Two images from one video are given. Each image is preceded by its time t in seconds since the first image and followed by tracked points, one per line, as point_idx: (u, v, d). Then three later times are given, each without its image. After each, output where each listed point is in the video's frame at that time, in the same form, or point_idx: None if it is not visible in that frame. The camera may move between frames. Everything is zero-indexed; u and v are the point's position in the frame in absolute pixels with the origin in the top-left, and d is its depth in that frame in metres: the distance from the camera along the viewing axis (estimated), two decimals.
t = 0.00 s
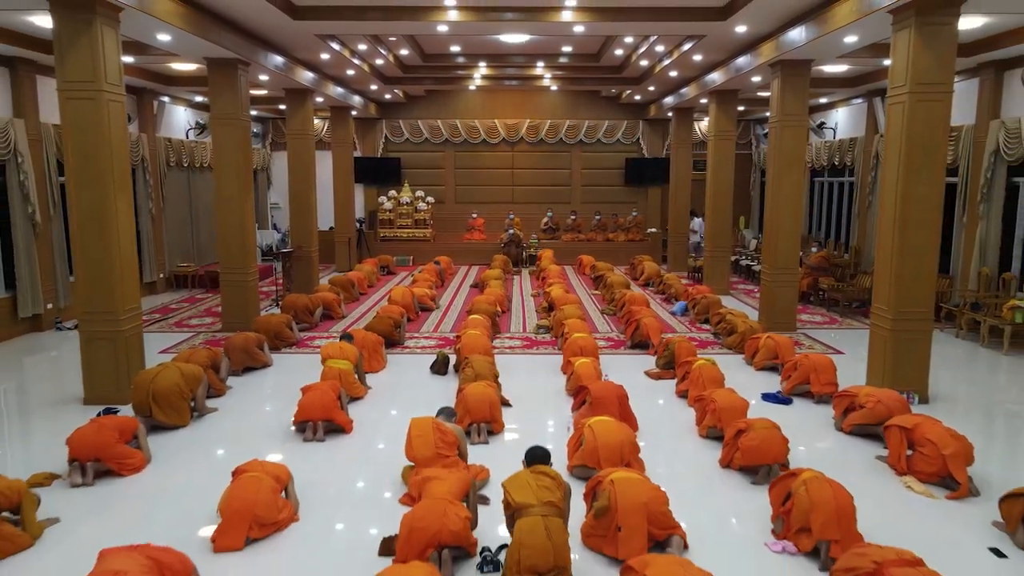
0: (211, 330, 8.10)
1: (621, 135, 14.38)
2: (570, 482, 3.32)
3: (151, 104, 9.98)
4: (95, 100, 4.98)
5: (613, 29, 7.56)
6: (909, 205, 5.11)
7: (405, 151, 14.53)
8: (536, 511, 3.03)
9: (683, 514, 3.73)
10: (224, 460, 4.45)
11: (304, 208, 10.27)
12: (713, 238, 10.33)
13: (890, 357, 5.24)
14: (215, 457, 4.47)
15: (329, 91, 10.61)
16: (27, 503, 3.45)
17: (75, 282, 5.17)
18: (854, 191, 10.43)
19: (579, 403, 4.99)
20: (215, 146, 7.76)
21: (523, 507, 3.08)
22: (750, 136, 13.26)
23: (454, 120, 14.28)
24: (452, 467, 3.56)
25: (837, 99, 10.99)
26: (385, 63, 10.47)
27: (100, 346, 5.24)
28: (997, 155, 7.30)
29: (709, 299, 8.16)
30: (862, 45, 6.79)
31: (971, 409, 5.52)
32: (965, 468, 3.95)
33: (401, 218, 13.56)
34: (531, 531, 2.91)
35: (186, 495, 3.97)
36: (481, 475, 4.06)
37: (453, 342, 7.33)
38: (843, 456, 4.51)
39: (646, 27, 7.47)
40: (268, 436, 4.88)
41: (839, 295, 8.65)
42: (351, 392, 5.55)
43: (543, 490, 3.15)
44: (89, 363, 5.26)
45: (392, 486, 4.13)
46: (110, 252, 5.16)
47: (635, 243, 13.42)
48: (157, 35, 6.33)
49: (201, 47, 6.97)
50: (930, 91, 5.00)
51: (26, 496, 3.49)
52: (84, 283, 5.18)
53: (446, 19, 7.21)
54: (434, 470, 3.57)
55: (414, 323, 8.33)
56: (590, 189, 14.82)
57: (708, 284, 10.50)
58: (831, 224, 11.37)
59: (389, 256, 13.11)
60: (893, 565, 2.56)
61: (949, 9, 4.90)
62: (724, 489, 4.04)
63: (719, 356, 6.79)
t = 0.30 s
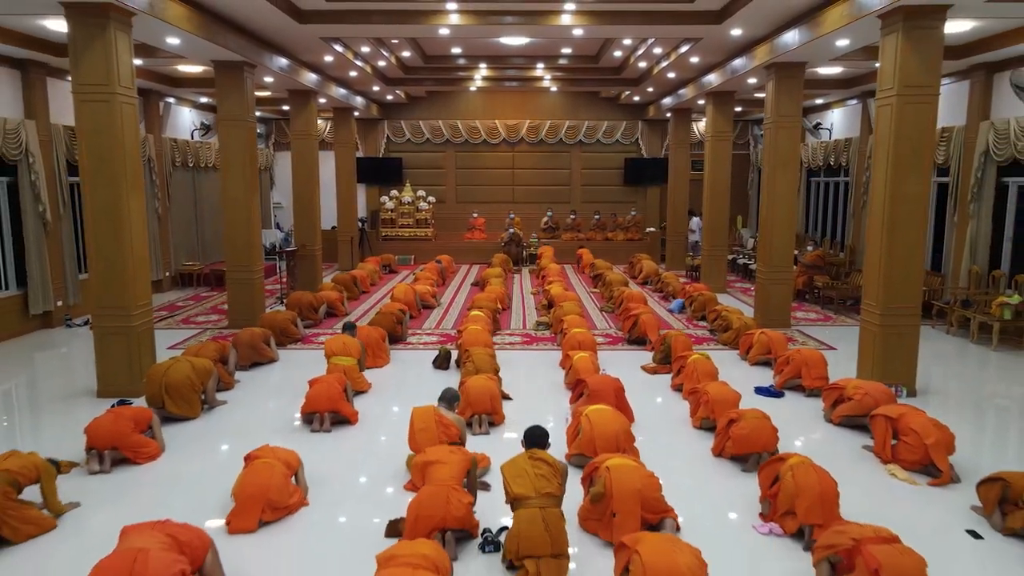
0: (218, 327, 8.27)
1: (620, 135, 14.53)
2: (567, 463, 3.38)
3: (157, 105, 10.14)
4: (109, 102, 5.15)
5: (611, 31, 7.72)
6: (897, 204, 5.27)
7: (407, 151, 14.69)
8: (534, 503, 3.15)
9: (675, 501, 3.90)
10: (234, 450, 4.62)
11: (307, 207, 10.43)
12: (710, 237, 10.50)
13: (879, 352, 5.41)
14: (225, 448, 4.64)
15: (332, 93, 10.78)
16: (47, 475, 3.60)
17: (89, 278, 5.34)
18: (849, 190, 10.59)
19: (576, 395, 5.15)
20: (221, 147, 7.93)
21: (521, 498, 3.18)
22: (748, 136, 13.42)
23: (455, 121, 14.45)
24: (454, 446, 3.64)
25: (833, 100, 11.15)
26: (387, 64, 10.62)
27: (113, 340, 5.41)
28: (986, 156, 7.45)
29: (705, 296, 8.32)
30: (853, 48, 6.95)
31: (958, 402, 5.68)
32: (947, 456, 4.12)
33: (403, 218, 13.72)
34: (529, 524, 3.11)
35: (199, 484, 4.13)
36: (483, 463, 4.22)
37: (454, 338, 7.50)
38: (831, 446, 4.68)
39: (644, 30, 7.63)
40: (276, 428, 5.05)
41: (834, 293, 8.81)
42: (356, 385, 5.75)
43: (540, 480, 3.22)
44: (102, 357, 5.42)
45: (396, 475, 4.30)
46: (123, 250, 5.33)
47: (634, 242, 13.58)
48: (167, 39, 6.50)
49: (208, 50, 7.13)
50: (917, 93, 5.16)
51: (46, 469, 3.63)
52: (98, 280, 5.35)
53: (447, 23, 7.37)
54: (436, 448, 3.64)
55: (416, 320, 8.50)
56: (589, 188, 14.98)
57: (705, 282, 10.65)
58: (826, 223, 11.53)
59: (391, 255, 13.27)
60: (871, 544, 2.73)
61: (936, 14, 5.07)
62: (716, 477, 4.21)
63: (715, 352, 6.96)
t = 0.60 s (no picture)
0: (224, 323, 8.45)
1: (619, 136, 14.69)
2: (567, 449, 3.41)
3: (163, 106, 10.30)
4: (122, 104, 5.32)
5: (609, 34, 7.88)
6: (886, 203, 5.44)
7: (408, 151, 14.85)
8: (532, 500, 3.31)
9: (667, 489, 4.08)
10: (244, 441, 4.79)
11: (311, 207, 10.60)
12: (707, 236, 10.67)
13: (868, 347, 5.57)
14: (235, 439, 4.80)
15: (335, 94, 10.94)
16: (59, 454, 3.68)
17: (103, 273, 5.50)
18: (844, 191, 10.76)
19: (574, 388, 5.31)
20: (228, 147, 8.10)
21: (519, 495, 3.31)
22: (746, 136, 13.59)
23: (457, 121, 14.63)
24: (454, 427, 3.68)
25: (829, 102, 11.32)
26: (389, 66, 10.78)
27: (125, 335, 5.57)
28: (977, 156, 7.61)
29: (702, 293, 8.48)
30: (846, 51, 7.12)
31: (946, 396, 5.84)
32: (930, 445, 4.30)
33: (404, 217, 13.89)
34: (528, 522, 3.29)
35: (211, 472, 4.30)
36: (484, 451, 4.38)
37: (456, 335, 7.67)
38: (820, 438, 4.84)
39: (641, 33, 7.80)
40: (284, 420, 5.22)
41: (828, 290, 8.98)
42: (361, 379, 5.97)
43: (538, 477, 3.31)
44: (115, 351, 5.59)
45: (401, 464, 4.47)
46: (135, 247, 5.50)
47: (633, 241, 13.74)
48: (176, 42, 6.67)
49: (216, 53, 7.30)
50: (904, 96, 5.33)
51: (60, 448, 3.71)
52: (111, 276, 5.52)
53: (449, 26, 7.54)
54: (436, 428, 3.70)
55: (418, 317, 8.68)
56: (589, 189, 15.15)
57: (703, 280, 10.82)
58: (822, 222, 11.69)
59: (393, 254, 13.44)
60: (856, 523, 2.89)
61: (923, 19, 5.24)
62: (709, 467, 4.40)
63: (710, 348, 7.14)
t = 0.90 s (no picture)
0: (230, 321, 8.62)
1: (618, 136, 14.86)
2: (565, 444, 3.49)
3: (169, 107, 10.48)
4: (134, 107, 5.50)
5: (607, 37, 8.05)
6: (875, 202, 5.61)
7: (410, 151, 15.02)
8: (532, 496, 3.42)
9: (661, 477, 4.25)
10: (253, 433, 4.97)
11: (315, 206, 10.77)
12: (705, 235, 10.84)
13: (859, 342, 5.73)
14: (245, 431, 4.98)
15: (338, 95, 11.11)
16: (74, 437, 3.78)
17: (115, 270, 5.67)
18: (839, 190, 10.92)
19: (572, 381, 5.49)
20: (234, 147, 8.27)
21: (520, 490, 3.43)
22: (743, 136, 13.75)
23: (458, 122, 14.80)
24: (454, 420, 3.80)
25: (824, 103, 11.49)
26: (391, 68, 10.95)
27: (137, 330, 5.74)
28: (967, 157, 7.78)
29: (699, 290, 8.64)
30: (838, 54, 7.29)
31: (936, 391, 6.00)
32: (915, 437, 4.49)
33: (406, 216, 14.06)
34: (527, 515, 3.42)
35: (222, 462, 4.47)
36: (485, 441, 4.54)
37: (457, 331, 7.85)
38: (810, 429, 5.02)
39: (639, 36, 7.97)
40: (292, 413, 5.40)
41: (822, 288, 9.15)
42: (366, 373, 6.16)
43: (537, 474, 3.41)
44: (127, 346, 5.76)
45: (406, 454, 4.64)
46: (147, 245, 5.67)
47: (632, 240, 13.91)
48: (184, 46, 6.85)
49: (223, 56, 7.47)
50: (892, 98, 5.50)
51: (74, 433, 3.81)
52: (123, 273, 5.69)
53: (451, 29, 7.70)
54: (436, 418, 3.82)
55: (420, 314, 8.85)
56: (588, 188, 15.31)
57: (700, 278, 10.99)
58: (818, 222, 11.86)
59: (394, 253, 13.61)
60: (843, 515, 3.09)
61: (911, 24, 5.40)
62: (702, 458, 4.57)
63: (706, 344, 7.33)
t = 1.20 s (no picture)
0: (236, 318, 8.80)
1: (618, 137, 15.03)
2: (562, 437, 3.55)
3: (175, 108, 10.65)
4: (145, 109, 5.66)
5: (606, 40, 8.20)
6: (865, 201, 5.77)
7: (411, 152, 15.19)
8: (531, 486, 3.57)
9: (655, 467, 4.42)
10: (261, 425, 5.13)
11: (318, 206, 10.95)
12: (702, 234, 11.01)
13: (850, 336, 5.90)
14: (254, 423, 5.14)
15: (341, 95, 11.27)
16: (84, 426, 3.89)
17: (127, 267, 5.84)
18: (835, 190, 11.09)
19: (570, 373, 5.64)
20: (240, 148, 8.44)
21: (519, 482, 3.57)
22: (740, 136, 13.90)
23: (459, 122, 14.97)
24: (455, 415, 3.81)
25: (820, 103, 11.65)
26: (393, 69, 11.12)
27: (148, 325, 5.91)
28: (958, 157, 7.94)
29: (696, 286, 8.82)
30: (830, 57, 7.46)
31: (924, 384, 6.16)
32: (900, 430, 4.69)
33: (407, 216, 14.21)
34: (526, 503, 3.57)
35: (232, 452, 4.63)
36: (485, 432, 4.70)
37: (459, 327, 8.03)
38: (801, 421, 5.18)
39: (637, 38, 8.13)
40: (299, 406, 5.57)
41: (817, 286, 9.32)
42: (370, 367, 6.33)
43: (536, 466, 3.54)
44: (138, 341, 5.94)
45: (409, 445, 4.80)
46: (157, 244, 5.84)
47: (630, 239, 14.07)
48: (193, 49, 7.02)
49: (230, 58, 7.63)
50: (881, 100, 5.67)
51: (83, 421, 3.91)
52: (134, 270, 5.86)
53: (452, 32, 7.86)
54: (435, 411, 3.84)
55: (423, 311, 9.03)
56: (588, 188, 15.48)
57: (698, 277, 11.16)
58: (814, 221, 12.03)
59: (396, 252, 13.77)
60: (830, 506, 3.19)
61: (899, 28, 5.57)
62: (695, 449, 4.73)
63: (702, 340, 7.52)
